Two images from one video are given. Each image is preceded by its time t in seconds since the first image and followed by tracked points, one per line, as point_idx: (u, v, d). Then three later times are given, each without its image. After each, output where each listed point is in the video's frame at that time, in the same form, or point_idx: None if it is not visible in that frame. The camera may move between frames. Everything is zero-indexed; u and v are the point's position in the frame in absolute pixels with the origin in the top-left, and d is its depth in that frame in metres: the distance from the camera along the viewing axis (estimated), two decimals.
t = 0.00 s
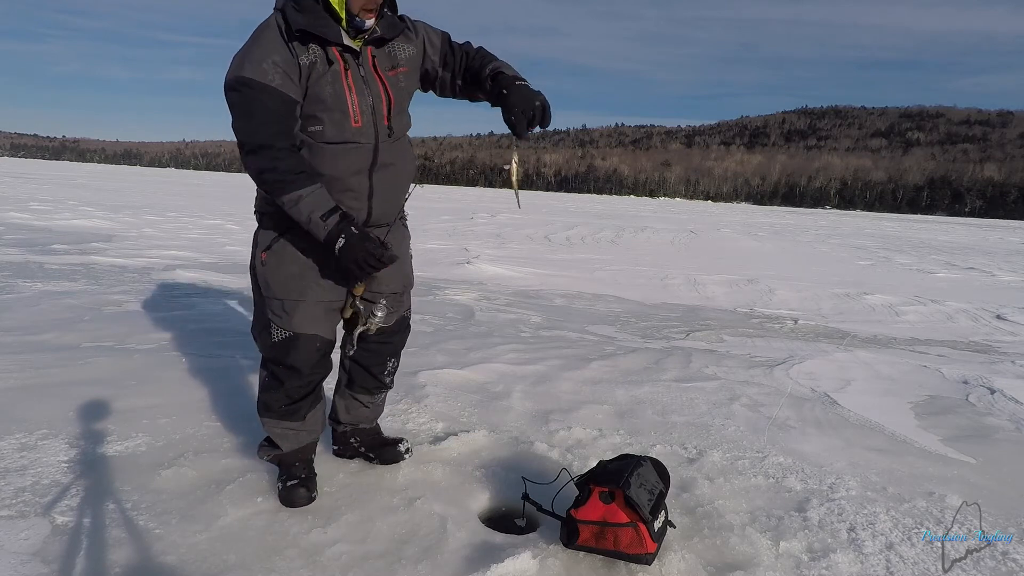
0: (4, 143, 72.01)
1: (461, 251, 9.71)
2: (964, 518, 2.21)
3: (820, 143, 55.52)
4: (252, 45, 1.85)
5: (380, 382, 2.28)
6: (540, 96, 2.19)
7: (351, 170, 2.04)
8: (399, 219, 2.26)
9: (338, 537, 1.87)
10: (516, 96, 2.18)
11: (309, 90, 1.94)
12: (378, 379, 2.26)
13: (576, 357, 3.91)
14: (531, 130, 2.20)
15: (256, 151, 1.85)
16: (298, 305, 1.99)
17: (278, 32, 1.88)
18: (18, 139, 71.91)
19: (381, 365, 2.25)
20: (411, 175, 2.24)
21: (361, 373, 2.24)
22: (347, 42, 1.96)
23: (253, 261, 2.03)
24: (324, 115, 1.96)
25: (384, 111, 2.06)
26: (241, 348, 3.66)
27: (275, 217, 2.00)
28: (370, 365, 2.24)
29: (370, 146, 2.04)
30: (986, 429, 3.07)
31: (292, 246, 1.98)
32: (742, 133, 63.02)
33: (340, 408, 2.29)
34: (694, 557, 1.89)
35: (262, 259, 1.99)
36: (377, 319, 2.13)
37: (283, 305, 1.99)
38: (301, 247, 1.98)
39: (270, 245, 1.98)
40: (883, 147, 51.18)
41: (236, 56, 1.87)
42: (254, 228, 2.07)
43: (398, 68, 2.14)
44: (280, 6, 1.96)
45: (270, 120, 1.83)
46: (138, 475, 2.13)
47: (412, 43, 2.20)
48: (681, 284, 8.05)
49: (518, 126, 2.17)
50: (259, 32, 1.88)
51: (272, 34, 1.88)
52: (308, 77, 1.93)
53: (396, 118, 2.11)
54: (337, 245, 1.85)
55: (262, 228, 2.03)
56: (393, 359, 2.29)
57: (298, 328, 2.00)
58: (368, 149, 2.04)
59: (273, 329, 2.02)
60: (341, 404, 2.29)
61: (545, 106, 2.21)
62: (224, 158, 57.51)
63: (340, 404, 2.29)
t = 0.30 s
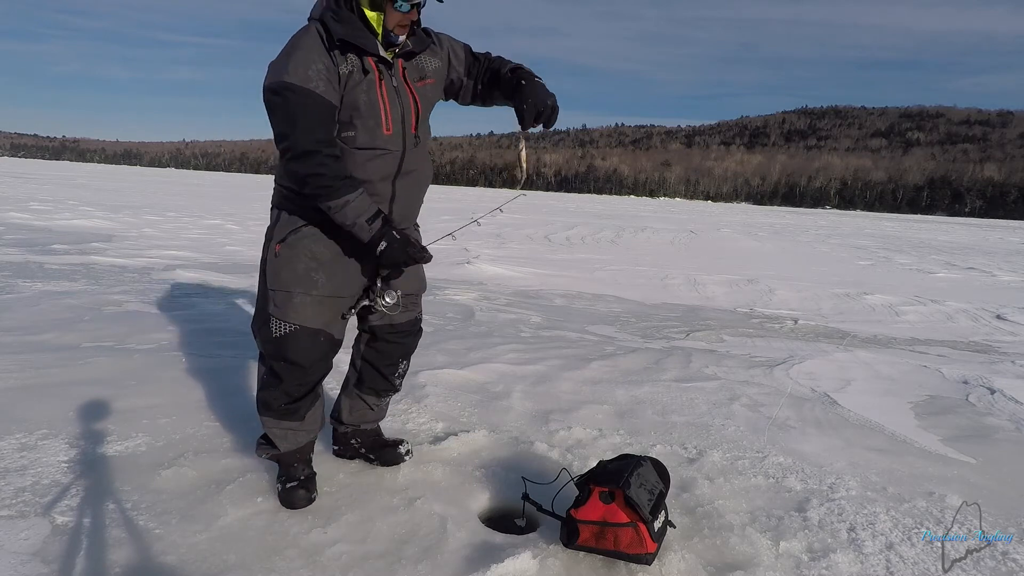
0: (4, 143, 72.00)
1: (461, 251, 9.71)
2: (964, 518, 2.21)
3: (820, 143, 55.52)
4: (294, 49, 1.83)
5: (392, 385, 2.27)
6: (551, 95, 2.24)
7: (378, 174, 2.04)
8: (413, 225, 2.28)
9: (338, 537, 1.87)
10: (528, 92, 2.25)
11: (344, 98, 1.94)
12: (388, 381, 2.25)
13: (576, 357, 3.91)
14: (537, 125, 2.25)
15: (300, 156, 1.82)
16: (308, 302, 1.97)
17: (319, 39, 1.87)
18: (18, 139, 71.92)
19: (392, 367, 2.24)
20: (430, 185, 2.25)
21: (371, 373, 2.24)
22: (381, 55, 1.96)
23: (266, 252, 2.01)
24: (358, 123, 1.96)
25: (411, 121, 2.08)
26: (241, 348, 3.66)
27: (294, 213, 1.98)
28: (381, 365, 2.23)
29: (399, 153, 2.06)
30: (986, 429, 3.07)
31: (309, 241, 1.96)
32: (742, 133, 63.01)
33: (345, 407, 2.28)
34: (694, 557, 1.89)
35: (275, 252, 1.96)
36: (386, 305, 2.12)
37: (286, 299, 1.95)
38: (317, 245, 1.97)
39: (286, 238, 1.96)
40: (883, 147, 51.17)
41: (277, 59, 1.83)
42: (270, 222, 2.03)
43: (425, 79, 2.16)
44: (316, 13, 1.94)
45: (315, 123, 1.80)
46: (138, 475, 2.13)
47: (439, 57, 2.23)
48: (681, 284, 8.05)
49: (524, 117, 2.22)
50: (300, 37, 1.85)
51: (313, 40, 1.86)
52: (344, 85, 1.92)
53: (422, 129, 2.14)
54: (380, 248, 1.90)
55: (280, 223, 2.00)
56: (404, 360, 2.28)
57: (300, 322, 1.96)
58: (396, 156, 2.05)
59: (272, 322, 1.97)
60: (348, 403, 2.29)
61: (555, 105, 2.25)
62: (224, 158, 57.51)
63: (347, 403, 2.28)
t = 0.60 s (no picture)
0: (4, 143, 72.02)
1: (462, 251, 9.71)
2: (964, 518, 2.21)
3: (820, 143, 55.52)
4: (312, 45, 1.83)
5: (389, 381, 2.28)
6: (545, 82, 2.33)
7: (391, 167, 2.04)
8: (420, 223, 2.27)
9: (338, 537, 1.87)
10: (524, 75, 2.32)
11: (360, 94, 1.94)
12: (387, 377, 2.26)
13: (576, 356, 3.91)
14: (528, 109, 2.36)
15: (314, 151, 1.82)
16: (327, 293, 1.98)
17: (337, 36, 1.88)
18: (18, 139, 71.92)
19: (391, 362, 2.25)
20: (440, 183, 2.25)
21: (370, 368, 2.24)
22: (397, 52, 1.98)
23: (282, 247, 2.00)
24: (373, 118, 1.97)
25: (425, 116, 2.09)
26: (242, 348, 3.66)
27: (309, 208, 1.97)
28: (379, 359, 2.24)
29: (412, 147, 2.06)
30: (986, 429, 3.07)
31: (325, 235, 1.96)
32: (742, 133, 63.01)
33: (345, 406, 2.28)
34: (694, 557, 1.89)
35: (291, 247, 1.96)
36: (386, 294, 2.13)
37: (307, 292, 1.96)
38: (333, 239, 1.97)
39: (302, 234, 1.95)
40: (883, 147, 51.17)
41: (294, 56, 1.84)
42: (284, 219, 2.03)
43: (438, 78, 2.16)
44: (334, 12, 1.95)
45: (331, 116, 1.80)
46: (138, 475, 2.13)
47: (451, 58, 2.23)
48: (681, 284, 8.05)
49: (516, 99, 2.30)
50: (320, 33, 1.86)
51: (331, 37, 1.87)
52: (360, 81, 1.92)
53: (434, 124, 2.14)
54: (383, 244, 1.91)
55: (294, 220, 1.99)
56: (402, 356, 2.28)
57: (322, 314, 1.97)
58: (409, 149, 2.05)
59: (294, 316, 1.98)
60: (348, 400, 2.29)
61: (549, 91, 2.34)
62: (224, 157, 57.53)
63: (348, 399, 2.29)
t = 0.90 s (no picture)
0: (4, 142, 72.02)
1: (462, 251, 9.72)
2: (964, 518, 2.21)
3: (820, 143, 55.52)
4: (314, 35, 1.86)
5: (388, 377, 2.28)
6: (531, 60, 2.29)
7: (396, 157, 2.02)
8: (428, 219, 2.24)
9: (338, 537, 1.87)
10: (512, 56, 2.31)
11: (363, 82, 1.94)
12: (384, 372, 2.26)
13: (576, 357, 3.91)
14: (513, 89, 2.29)
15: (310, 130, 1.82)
16: (342, 294, 1.98)
17: (341, 24, 1.90)
18: (18, 139, 71.95)
19: (388, 359, 2.25)
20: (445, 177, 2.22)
21: (369, 365, 2.24)
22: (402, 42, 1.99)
23: (295, 253, 2.01)
24: (377, 107, 1.97)
25: (430, 107, 2.08)
26: (242, 348, 3.66)
27: (318, 209, 1.98)
28: (377, 356, 2.24)
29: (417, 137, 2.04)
30: (986, 429, 3.07)
31: (334, 237, 1.96)
32: (742, 133, 62.99)
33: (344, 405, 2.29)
34: (694, 557, 1.89)
35: (303, 250, 1.97)
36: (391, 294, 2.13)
37: (321, 295, 1.97)
38: (343, 241, 1.97)
39: (312, 237, 1.96)
40: (883, 147, 51.18)
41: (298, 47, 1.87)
42: (294, 219, 2.04)
43: (443, 70, 2.16)
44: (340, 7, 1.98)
45: (329, 99, 1.82)
46: (138, 475, 2.13)
47: (454, 51, 2.23)
48: (681, 284, 8.05)
49: (502, 78, 2.27)
50: (322, 22, 1.88)
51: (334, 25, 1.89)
52: (363, 70, 1.93)
53: (440, 114, 2.13)
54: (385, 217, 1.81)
55: (304, 222, 1.99)
56: (399, 351, 2.27)
57: (341, 315, 1.99)
58: (414, 138, 2.04)
59: (311, 317, 2.00)
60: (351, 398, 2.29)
61: (535, 70, 2.30)
62: (224, 157, 57.55)
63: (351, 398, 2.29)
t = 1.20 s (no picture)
0: (4, 142, 72.03)
1: (462, 251, 9.72)
2: (964, 518, 2.21)
3: (820, 143, 55.53)
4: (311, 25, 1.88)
5: (387, 377, 2.28)
6: (519, 47, 2.03)
7: (397, 153, 2.00)
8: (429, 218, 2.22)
9: (338, 538, 1.87)
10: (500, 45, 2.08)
11: (363, 71, 1.93)
12: (383, 373, 2.26)
13: (576, 357, 3.91)
14: (499, 77, 2.02)
15: (331, 85, 1.77)
16: (343, 297, 1.98)
17: (336, 18, 1.92)
18: (18, 139, 71.96)
19: (387, 358, 2.24)
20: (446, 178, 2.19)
21: (367, 366, 2.23)
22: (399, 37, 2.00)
23: (296, 255, 2.00)
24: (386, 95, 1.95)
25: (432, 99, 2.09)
26: (242, 348, 3.66)
27: (319, 210, 1.99)
28: (376, 357, 2.23)
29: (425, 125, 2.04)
30: (986, 429, 3.07)
31: (335, 239, 1.96)
32: (742, 133, 62.99)
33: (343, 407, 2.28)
34: (694, 557, 1.89)
35: (304, 252, 1.97)
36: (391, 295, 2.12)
37: (323, 297, 1.96)
38: (344, 243, 1.97)
39: (314, 238, 1.96)
40: (883, 147, 51.18)
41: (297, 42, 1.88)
42: (295, 221, 2.04)
43: (441, 68, 2.14)
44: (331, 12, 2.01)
45: (341, 69, 1.81)
46: (138, 475, 2.13)
47: (452, 49, 2.22)
48: (681, 284, 8.05)
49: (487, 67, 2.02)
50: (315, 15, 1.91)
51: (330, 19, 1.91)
52: (363, 61, 1.93)
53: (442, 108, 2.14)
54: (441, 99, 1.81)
55: (305, 223, 2.00)
56: (398, 352, 2.27)
57: (343, 316, 1.98)
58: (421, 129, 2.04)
59: (313, 320, 1.98)
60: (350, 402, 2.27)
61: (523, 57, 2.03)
62: (224, 157, 57.57)
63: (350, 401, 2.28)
